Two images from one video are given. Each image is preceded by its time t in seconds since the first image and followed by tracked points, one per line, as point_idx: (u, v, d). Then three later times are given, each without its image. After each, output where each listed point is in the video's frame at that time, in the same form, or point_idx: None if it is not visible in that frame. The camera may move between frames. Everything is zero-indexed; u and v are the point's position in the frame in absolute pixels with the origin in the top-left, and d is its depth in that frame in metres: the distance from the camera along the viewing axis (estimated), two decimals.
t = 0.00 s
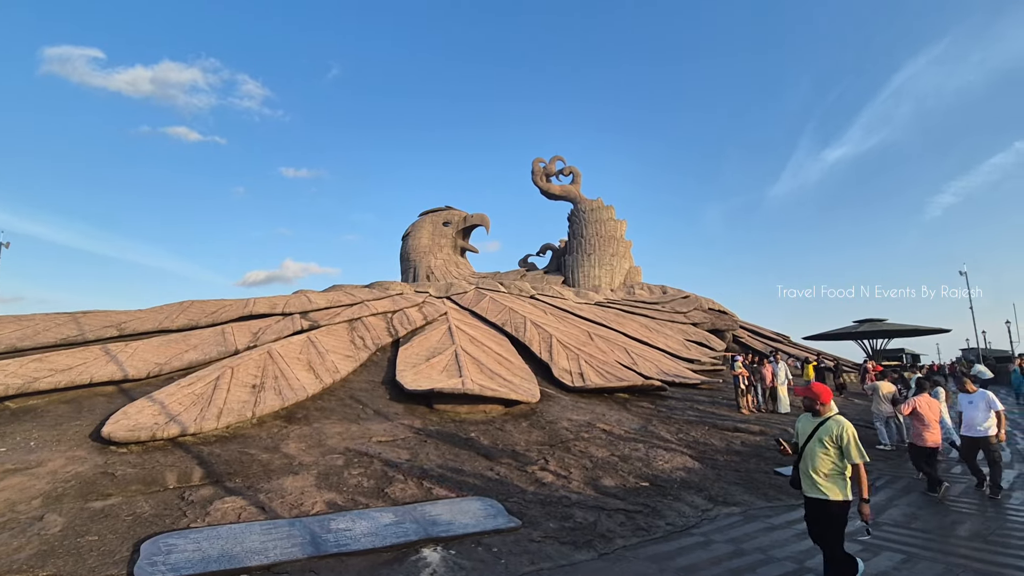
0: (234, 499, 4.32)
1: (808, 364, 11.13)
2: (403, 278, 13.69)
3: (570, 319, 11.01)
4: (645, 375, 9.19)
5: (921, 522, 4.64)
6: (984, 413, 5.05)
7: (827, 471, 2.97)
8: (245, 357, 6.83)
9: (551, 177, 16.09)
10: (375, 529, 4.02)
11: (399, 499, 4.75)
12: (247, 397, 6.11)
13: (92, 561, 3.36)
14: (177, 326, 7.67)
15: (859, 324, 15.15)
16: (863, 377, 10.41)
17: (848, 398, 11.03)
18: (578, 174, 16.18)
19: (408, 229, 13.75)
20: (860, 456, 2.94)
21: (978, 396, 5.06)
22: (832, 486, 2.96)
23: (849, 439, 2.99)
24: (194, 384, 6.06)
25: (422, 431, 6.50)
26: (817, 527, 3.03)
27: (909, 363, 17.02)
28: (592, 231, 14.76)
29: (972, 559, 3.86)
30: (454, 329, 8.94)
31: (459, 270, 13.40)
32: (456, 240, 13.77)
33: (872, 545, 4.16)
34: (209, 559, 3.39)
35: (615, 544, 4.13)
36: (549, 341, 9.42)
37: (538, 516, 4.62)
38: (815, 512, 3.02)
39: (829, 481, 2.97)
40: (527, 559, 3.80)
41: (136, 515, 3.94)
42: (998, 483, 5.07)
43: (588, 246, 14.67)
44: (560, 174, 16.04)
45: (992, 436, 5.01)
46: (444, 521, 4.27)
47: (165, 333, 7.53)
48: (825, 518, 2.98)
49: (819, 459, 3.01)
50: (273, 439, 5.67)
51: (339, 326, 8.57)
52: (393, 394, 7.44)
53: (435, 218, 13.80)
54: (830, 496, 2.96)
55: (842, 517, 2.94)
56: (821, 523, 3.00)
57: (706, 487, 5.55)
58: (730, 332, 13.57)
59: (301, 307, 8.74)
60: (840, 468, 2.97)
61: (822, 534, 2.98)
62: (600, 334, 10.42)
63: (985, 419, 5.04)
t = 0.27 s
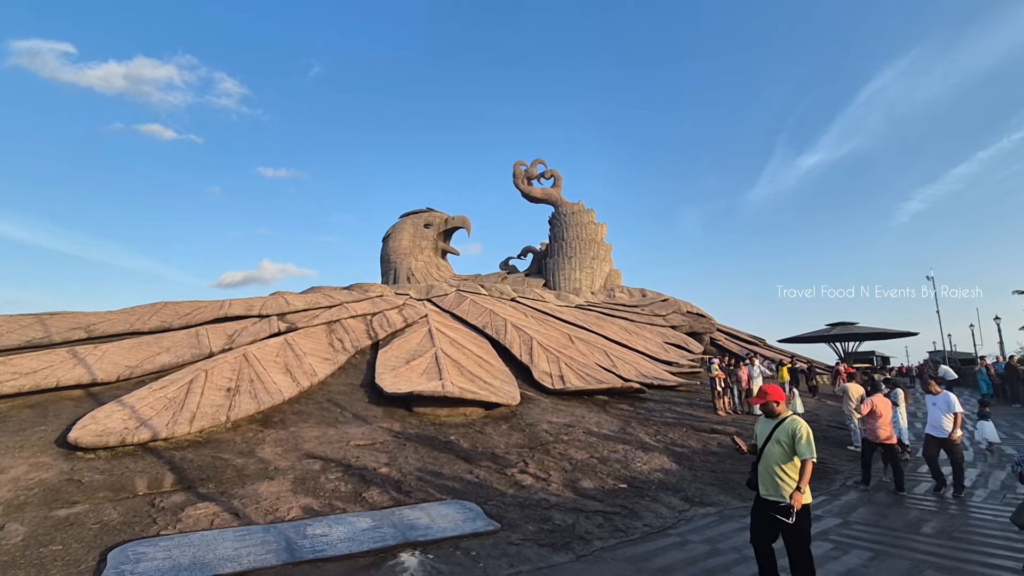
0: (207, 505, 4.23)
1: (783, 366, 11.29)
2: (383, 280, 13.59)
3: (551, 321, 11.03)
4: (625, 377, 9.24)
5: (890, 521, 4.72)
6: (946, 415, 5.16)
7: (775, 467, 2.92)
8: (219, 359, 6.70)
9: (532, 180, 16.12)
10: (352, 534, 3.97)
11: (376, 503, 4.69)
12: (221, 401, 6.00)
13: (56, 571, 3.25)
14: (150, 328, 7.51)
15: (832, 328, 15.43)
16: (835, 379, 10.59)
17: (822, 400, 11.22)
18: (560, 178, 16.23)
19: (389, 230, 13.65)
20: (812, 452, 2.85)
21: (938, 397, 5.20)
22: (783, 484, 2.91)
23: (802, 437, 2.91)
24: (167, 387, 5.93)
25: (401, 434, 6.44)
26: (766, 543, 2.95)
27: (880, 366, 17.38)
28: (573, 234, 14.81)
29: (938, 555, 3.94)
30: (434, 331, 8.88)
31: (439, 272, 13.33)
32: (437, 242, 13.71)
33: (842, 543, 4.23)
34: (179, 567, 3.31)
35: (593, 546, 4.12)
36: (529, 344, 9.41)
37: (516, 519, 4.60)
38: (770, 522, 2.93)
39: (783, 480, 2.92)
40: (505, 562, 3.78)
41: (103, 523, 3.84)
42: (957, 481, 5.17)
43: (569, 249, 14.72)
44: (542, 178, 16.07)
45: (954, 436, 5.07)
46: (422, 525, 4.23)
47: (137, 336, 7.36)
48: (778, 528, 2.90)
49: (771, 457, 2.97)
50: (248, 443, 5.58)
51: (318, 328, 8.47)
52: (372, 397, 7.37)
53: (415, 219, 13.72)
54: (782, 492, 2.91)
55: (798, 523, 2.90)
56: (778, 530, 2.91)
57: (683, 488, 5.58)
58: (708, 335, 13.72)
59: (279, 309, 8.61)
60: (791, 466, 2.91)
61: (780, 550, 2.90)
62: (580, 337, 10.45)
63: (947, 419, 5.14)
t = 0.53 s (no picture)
0: (175, 513, 4.12)
1: (756, 368, 11.46)
2: (361, 282, 13.46)
3: (529, 324, 11.03)
4: (602, 380, 9.28)
5: (857, 518, 4.81)
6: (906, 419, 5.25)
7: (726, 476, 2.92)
8: (190, 363, 6.55)
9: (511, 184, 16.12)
10: (326, 540, 3.90)
11: (351, 509, 4.63)
12: (191, 405, 5.87)
13: None
14: (117, 331, 7.31)
15: (803, 331, 15.72)
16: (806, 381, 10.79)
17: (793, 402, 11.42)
18: (539, 181, 16.27)
19: (367, 232, 13.53)
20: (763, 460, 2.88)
21: (898, 401, 5.30)
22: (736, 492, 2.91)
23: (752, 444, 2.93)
24: (134, 392, 5.77)
25: (377, 438, 6.37)
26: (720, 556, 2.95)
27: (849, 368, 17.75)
28: (552, 237, 14.85)
29: (901, 551, 4.02)
30: (412, 334, 8.81)
31: (418, 274, 13.25)
32: (416, 244, 13.63)
33: (810, 541, 4.30)
34: None
35: (569, 548, 4.12)
36: (508, 347, 9.39)
37: (493, 522, 4.58)
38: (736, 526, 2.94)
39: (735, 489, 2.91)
40: (481, 566, 3.76)
41: (65, 533, 3.72)
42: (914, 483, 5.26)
43: (547, 252, 14.75)
44: (520, 181, 16.09)
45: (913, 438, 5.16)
46: (398, 530, 4.18)
47: (103, 339, 7.17)
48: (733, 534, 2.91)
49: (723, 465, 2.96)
50: (219, 449, 5.46)
51: (292, 331, 8.34)
52: (348, 401, 7.28)
53: (394, 221, 13.62)
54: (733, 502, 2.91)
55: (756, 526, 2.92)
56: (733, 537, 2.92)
57: (658, 490, 5.62)
58: (683, 337, 13.88)
59: (253, 311, 8.45)
60: (743, 474, 2.91)
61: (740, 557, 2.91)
62: (558, 340, 10.47)
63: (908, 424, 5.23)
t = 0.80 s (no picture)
0: (136, 523, 3.99)
1: (726, 370, 11.63)
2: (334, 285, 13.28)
3: (504, 327, 11.00)
4: (576, 382, 9.31)
5: (820, 516, 4.91)
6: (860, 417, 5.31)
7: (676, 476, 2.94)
8: (154, 367, 6.37)
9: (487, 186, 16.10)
10: (294, 548, 3.82)
11: (321, 515, 4.55)
12: (155, 411, 5.71)
13: None
14: (77, 334, 7.07)
15: (771, 333, 16.02)
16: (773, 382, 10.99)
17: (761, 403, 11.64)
18: (514, 184, 16.28)
19: (340, 234, 13.36)
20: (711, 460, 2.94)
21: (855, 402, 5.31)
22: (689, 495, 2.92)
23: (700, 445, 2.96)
24: (94, 397, 5.58)
25: (348, 443, 6.28)
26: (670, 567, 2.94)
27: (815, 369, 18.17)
28: (527, 240, 14.87)
29: (862, 547, 4.11)
30: (386, 337, 8.71)
31: (392, 277, 13.12)
32: (390, 246, 13.51)
33: (776, 539, 4.36)
34: None
35: (541, 551, 4.11)
36: (483, 349, 9.35)
37: (465, 526, 4.54)
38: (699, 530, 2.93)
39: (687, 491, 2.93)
40: (452, 571, 3.72)
41: (17, 546, 3.57)
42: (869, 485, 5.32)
43: (523, 255, 14.75)
44: (496, 184, 16.08)
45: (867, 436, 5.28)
46: (369, 536, 4.11)
47: (62, 343, 6.93)
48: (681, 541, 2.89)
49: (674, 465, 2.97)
50: (184, 455, 5.31)
51: (262, 334, 8.18)
52: (319, 405, 7.16)
53: (368, 223, 13.47)
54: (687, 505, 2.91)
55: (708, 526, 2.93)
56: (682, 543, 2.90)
57: (630, 491, 5.65)
58: (656, 340, 14.04)
59: (221, 314, 8.25)
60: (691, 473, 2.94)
61: (690, 568, 2.89)
62: (533, 343, 10.47)
63: (863, 422, 5.32)
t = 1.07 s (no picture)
0: (91, 534, 3.83)
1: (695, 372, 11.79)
2: (303, 287, 13.04)
3: (477, 330, 10.95)
4: (548, 385, 9.32)
5: (783, 513, 5.00)
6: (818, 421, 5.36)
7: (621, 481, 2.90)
8: (112, 371, 6.14)
9: (460, 188, 16.04)
10: (259, 556, 3.71)
11: (287, 522, 4.44)
12: (113, 417, 5.51)
13: None
14: (30, 338, 6.79)
15: (737, 336, 16.29)
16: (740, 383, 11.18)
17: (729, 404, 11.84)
18: (488, 187, 16.26)
19: (310, 235, 13.14)
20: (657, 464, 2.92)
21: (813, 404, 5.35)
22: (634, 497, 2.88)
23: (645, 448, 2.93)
24: (48, 403, 5.35)
25: (317, 448, 6.15)
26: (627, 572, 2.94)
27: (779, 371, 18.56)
28: (500, 243, 14.85)
29: (821, 543, 4.20)
30: (357, 340, 8.58)
31: (364, 278, 12.95)
32: (362, 248, 13.34)
33: (740, 537, 4.42)
34: None
35: (512, 553, 4.08)
36: (455, 352, 9.28)
37: (436, 530, 4.48)
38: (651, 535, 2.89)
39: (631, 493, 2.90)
40: None
41: None
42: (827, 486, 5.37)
43: (496, 258, 14.72)
44: (470, 186, 16.03)
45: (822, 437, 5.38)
46: (337, 542, 4.02)
47: (14, 346, 6.64)
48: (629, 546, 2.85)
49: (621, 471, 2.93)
50: (143, 463, 5.13)
51: (227, 337, 7.98)
52: (287, 410, 7.01)
53: (339, 224, 13.28)
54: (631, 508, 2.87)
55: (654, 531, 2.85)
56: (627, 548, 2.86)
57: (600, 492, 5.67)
58: (627, 342, 14.18)
59: (184, 316, 8.02)
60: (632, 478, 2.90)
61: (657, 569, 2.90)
62: (506, 345, 10.45)
63: (821, 424, 5.42)
